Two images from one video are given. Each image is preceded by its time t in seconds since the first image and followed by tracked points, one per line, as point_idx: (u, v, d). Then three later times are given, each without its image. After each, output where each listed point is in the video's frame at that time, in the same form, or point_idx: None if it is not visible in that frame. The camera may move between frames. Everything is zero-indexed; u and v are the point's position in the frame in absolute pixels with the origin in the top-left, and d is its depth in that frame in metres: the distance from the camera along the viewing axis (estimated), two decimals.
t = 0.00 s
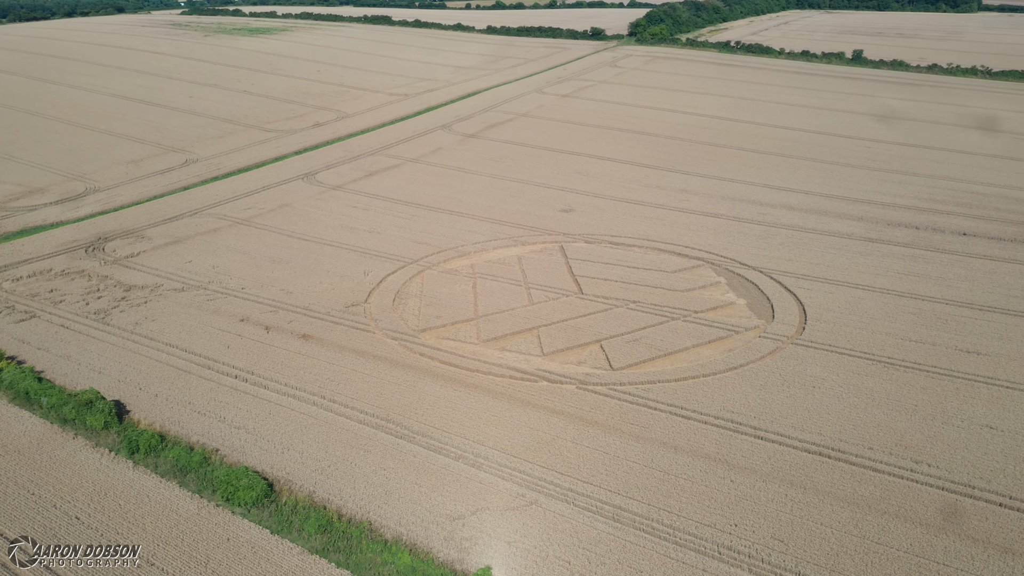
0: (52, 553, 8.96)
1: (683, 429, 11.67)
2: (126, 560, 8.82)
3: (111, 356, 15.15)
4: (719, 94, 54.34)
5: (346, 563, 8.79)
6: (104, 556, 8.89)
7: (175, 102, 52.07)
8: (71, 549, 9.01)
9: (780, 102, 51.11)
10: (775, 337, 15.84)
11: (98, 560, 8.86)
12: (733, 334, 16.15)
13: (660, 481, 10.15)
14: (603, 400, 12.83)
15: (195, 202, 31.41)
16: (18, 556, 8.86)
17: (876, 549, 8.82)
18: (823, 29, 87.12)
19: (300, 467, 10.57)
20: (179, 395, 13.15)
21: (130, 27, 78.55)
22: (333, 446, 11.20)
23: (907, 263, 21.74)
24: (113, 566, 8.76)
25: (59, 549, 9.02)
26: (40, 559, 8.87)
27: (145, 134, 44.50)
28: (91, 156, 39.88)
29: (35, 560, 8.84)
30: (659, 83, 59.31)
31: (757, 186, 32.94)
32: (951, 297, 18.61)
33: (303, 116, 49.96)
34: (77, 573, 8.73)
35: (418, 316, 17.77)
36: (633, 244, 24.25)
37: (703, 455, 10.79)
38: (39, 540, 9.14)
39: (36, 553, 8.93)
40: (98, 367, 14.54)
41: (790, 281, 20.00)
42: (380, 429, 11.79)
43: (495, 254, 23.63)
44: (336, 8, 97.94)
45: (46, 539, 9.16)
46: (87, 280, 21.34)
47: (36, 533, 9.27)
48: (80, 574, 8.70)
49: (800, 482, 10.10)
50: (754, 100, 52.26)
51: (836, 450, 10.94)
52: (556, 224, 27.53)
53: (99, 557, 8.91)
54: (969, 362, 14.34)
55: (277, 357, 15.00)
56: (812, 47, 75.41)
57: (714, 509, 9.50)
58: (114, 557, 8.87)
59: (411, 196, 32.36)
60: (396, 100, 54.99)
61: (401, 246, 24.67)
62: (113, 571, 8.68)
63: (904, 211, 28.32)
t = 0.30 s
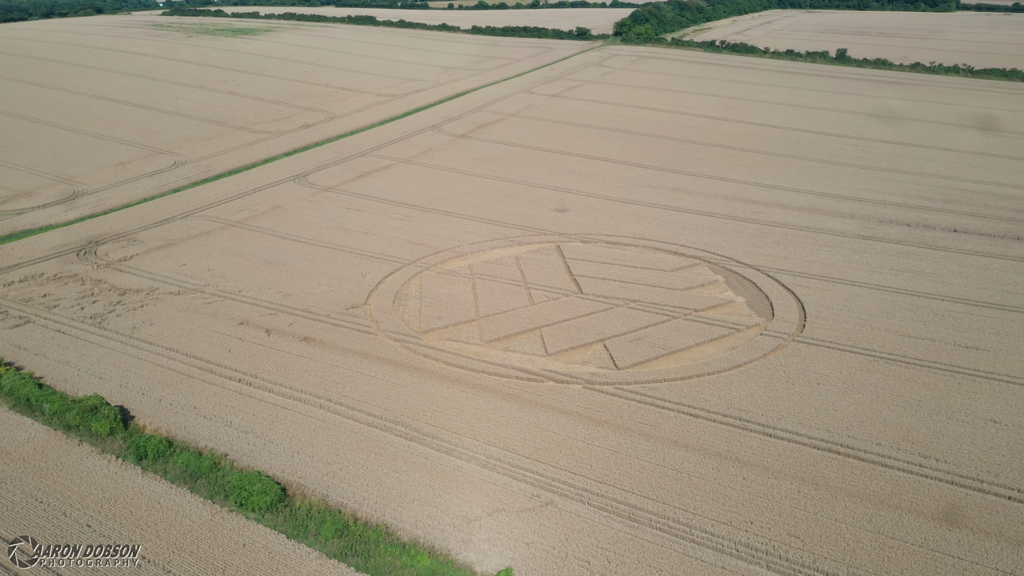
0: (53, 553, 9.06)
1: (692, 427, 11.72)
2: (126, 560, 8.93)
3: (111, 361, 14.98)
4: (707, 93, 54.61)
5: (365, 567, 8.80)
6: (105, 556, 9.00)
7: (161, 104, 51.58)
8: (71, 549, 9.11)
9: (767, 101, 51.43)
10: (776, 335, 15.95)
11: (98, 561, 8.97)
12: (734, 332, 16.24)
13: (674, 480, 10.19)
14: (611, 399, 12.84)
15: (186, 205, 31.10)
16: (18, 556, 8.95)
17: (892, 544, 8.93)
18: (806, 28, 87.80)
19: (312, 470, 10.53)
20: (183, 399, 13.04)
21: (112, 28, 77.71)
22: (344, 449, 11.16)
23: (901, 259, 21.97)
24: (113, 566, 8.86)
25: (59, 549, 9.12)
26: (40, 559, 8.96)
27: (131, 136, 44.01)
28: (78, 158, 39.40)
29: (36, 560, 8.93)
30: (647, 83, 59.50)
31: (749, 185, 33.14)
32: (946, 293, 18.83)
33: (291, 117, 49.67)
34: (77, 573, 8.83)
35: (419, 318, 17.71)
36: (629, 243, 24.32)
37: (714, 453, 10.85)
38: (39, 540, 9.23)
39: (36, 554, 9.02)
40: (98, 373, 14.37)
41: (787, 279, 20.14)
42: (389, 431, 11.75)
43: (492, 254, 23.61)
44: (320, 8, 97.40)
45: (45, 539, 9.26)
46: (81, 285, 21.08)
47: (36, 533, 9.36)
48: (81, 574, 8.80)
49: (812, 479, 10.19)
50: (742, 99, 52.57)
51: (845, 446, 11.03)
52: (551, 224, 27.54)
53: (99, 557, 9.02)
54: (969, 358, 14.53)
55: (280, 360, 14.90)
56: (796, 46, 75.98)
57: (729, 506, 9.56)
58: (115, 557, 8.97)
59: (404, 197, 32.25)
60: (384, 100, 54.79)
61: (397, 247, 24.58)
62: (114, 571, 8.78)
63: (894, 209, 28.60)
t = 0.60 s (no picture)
0: (53, 553, 9.11)
1: (702, 425, 11.78)
2: (126, 560, 8.97)
3: (112, 366, 14.81)
4: (694, 93, 54.87)
5: (384, 570, 8.78)
6: (104, 557, 9.04)
7: (147, 105, 51.06)
8: (71, 549, 9.16)
9: (755, 100, 51.75)
10: (778, 333, 16.05)
11: (98, 560, 9.01)
12: (736, 330, 16.33)
13: (687, 478, 10.23)
14: (619, 399, 12.88)
15: (177, 207, 30.82)
16: (18, 556, 9.00)
17: (907, 539, 9.04)
18: (789, 27, 88.49)
19: (325, 474, 10.48)
20: (187, 404, 12.92)
21: (93, 29, 76.92)
22: (354, 452, 11.11)
23: (895, 256, 22.20)
24: (114, 566, 8.91)
25: (59, 549, 9.17)
26: (40, 559, 9.00)
27: (118, 138, 43.56)
28: (64, 161, 38.92)
29: (36, 560, 8.98)
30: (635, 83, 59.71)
31: (740, 183, 33.35)
32: (942, 290, 19.05)
33: (279, 118, 49.36)
34: (77, 573, 8.87)
35: (420, 319, 17.66)
36: (626, 242, 24.38)
37: (724, 451, 10.91)
38: (39, 540, 9.29)
39: (36, 554, 9.07)
40: (99, 378, 14.21)
41: (785, 277, 20.30)
42: (399, 433, 11.71)
43: (489, 255, 23.58)
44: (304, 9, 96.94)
45: (45, 539, 9.32)
46: (75, 289, 20.85)
47: (36, 533, 9.41)
48: (81, 574, 8.85)
49: (824, 476, 10.28)
50: (729, 98, 52.86)
51: (854, 442, 11.12)
52: (547, 224, 27.58)
53: (99, 557, 9.06)
54: (968, 353, 14.71)
55: (284, 363, 14.80)
56: (781, 45, 76.54)
57: (744, 504, 9.62)
58: (115, 557, 9.02)
59: (397, 198, 32.15)
60: (373, 101, 54.60)
61: (394, 248, 24.49)
62: (115, 571, 8.83)
63: (885, 207, 28.89)
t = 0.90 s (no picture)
0: (53, 553, 9.22)
1: (711, 423, 11.85)
2: (126, 560, 9.09)
3: (113, 371, 14.65)
4: (682, 92, 55.13)
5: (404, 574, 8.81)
6: (105, 556, 9.15)
7: (132, 107, 50.50)
8: (71, 549, 9.28)
9: (743, 99, 52.09)
10: (779, 330, 16.15)
11: (99, 561, 9.13)
12: (738, 328, 16.42)
13: (701, 476, 10.31)
14: (626, 398, 12.91)
15: (168, 210, 30.52)
16: (18, 555, 9.11)
17: (921, 534, 9.21)
18: (773, 27, 89.13)
19: (338, 477, 10.45)
20: (193, 408, 12.82)
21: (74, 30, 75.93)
22: (366, 453, 11.10)
23: (890, 253, 22.42)
24: (114, 566, 9.02)
25: (59, 549, 9.28)
26: (40, 559, 9.10)
27: (104, 141, 43.06)
28: (50, 164, 38.40)
29: (36, 560, 9.08)
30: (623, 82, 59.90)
31: (732, 182, 33.55)
32: (937, 286, 19.28)
33: (268, 119, 49.00)
34: (77, 573, 9.00)
35: (422, 320, 17.62)
36: (622, 241, 24.44)
37: (735, 449, 10.99)
38: (39, 539, 9.38)
39: (36, 553, 9.17)
40: (101, 384, 14.06)
41: (782, 275, 20.44)
42: (410, 435, 11.69)
43: (487, 255, 23.56)
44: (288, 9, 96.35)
45: (45, 539, 9.41)
46: (69, 294, 20.60)
47: (36, 532, 9.50)
48: (80, 574, 8.97)
49: (835, 472, 10.40)
50: (717, 97, 53.16)
51: (863, 438, 11.24)
52: (542, 224, 27.57)
53: (99, 557, 9.17)
54: (968, 348, 14.91)
55: (288, 366, 14.72)
56: (766, 44, 77.11)
57: (758, 502, 9.73)
58: (115, 557, 9.13)
59: (391, 199, 32.05)
60: (362, 102, 54.37)
61: (390, 249, 24.41)
62: (114, 571, 8.95)
63: (876, 204, 29.18)
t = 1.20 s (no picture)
0: (53, 553, 9.28)
1: (720, 421, 11.92)
2: (126, 560, 9.16)
3: (114, 376, 14.50)
4: (670, 92, 55.34)
5: None
6: (105, 557, 9.22)
7: (118, 109, 49.95)
8: (71, 549, 9.34)
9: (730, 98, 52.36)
10: (781, 328, 16.26)
11: (99, 560, 9.20)
12: (739, 326, 16.52)
13: (714, 473, 10.39)
14: (634, 397, 12.94)
15: (159, 213, 30.22)
16: (18, 555, 9.17)
17: (934, 528, 9.35)
18: (757, 26, 89.67)
19: (352, 480, 10.43)
20: (198, 413, 12.71)
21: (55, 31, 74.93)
22: (378, 455, 11.07)
23: (884, 250, 22.64)
24: (114, 566, 9.09)
25: (59, 549, 9.35)
26: (39, 559, 9.17)
27: (91, 143, 42.52)
28: (36, 167, 37.89)
29: (36, 560, 9.14)
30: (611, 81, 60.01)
31: (724, 181, 33.72)
32: (933, 282, 19.50)
33: (256, 121, 48.64)
34: (76, 573, 9.07)
35: (423, 321, 17.56)
36: (619, 241, 24.51)
37: (746, 446, 11.07)
38: (39, 539, 9.45)
39: (36, 553, 9.24)
40: (103, 389, 13.91)
41: (780, 272, 20.58)
42: (420, 437, 11.66)
43: (484, 256, 23.54)
44: (271, 10, 95.50)
45: (46, 539, 9.47)
46: (63, 298, 20.36)
47: (36, 533, 9.56)
48: (80, 574, 9.04)
49: (846, 468, 10.53)
50: (705, 96, 53.39)
51: (871, 434, 11.36)
52: (537, 224, 27.58)
53: (99, 557, 9.24)
54: (967, 343, 15.09)
55: (292, 368, 14.63)
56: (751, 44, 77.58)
57: (772, 499, 9.83)
58: (115, 557, 9.20)
59: (384, 200, 31.92)
60: (350, 102, 54.13)
61: (387, 250, 24.32)
62: (114, 571, 9.02)
63: (867, 201, 29.46)
